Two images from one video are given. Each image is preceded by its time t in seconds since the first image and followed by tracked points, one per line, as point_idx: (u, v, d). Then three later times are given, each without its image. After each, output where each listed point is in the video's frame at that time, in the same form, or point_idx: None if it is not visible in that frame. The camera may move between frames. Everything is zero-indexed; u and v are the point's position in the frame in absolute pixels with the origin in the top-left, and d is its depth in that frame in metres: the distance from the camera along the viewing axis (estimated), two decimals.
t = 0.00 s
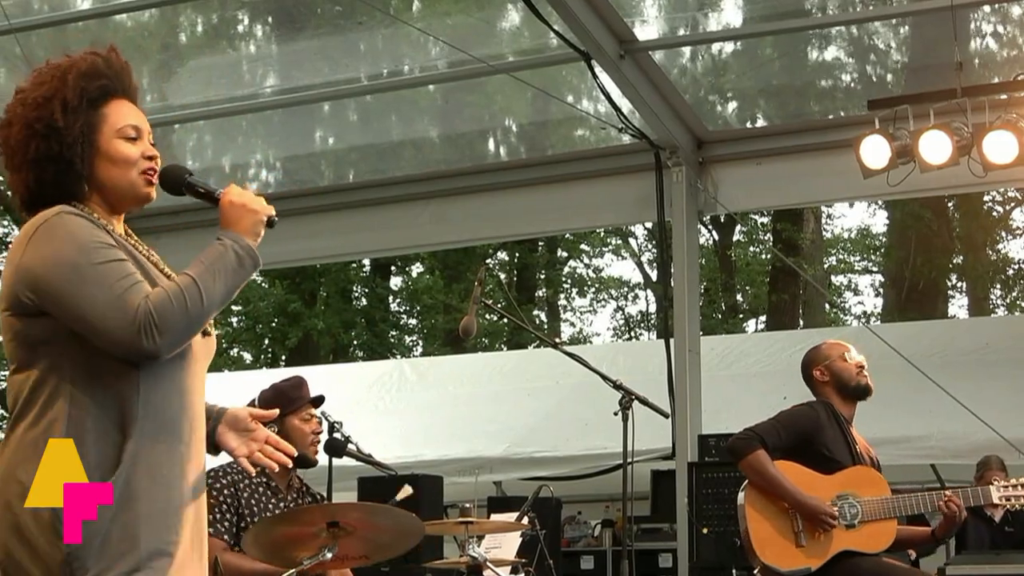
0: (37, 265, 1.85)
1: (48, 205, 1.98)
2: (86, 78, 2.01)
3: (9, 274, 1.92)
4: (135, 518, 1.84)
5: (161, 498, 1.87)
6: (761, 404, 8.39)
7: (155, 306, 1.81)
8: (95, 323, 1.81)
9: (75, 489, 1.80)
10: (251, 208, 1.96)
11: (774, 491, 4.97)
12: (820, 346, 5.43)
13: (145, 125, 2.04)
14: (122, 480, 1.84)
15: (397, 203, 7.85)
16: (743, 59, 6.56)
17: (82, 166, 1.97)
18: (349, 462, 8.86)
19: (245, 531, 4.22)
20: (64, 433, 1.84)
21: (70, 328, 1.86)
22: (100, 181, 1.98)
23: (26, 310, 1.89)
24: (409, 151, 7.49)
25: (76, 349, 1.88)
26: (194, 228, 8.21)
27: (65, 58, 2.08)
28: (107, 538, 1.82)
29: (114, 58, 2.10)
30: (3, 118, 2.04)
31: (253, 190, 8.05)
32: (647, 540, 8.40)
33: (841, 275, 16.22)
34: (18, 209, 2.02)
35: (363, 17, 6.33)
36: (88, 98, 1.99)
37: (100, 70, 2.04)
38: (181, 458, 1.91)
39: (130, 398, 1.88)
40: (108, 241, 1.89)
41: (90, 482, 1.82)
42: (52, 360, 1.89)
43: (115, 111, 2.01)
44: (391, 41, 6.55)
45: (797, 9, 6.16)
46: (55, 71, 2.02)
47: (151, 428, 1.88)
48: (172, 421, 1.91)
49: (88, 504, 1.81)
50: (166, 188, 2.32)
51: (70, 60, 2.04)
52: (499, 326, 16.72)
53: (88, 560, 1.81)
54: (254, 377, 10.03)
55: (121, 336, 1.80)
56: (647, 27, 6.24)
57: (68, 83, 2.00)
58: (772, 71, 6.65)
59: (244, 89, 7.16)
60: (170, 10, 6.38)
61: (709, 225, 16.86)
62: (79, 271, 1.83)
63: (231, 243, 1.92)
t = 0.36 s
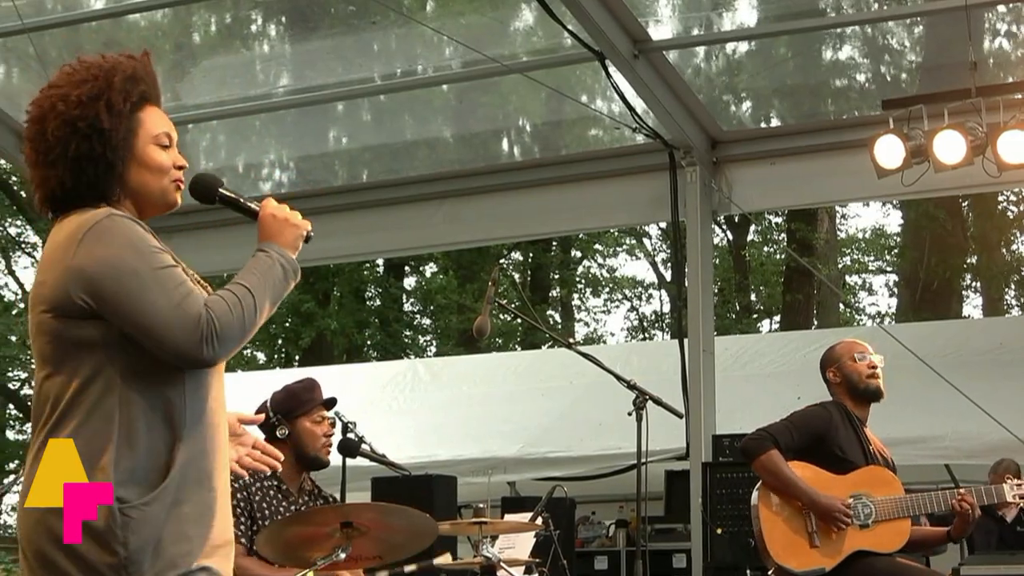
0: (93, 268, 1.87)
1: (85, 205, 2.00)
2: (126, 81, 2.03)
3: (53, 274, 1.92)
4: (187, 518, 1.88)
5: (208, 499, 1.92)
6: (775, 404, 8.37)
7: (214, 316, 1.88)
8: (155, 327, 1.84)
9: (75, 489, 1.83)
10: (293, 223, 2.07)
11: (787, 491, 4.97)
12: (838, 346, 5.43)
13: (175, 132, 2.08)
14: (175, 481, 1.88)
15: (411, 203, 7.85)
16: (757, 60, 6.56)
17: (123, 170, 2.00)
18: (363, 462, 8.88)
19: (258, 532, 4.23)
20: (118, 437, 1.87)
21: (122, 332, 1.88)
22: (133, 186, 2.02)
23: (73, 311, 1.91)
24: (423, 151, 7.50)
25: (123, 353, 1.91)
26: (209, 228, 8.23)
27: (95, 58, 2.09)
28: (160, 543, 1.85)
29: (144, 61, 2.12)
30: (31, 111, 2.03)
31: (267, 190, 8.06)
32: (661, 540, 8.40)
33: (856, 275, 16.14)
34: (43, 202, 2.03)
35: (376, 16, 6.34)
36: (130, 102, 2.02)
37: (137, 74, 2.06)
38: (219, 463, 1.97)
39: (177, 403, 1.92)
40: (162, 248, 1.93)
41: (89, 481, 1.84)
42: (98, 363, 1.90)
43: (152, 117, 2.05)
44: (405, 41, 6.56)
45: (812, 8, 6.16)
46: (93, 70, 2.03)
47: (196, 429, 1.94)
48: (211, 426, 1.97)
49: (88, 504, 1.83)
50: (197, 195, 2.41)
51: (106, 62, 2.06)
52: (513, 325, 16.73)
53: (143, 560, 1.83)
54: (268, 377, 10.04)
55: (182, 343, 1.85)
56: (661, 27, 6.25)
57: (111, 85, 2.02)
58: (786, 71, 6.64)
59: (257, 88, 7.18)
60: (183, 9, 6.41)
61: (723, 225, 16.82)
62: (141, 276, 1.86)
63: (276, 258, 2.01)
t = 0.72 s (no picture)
0: (140, 244, 1.86)
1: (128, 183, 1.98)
2: (185, 69, 2.03)
3: (98, 250, 1.90)
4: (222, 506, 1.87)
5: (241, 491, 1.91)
6: (792, 404, 8.35)
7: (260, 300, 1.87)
8: (205, 307, 1.83)
9: (75, 489, 1.84)
10: (331, 221, 2.08)
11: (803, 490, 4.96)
12: (853, 347, 5.42)
13: (221, 129, 2.07)
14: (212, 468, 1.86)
15: (427, 202, 7.86)
16: (774, 59, 6.56)
17: (172, 155, 1.98)
18: (378, 463, 8.89)
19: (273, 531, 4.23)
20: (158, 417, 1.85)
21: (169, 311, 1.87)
22: (173, 173, 1.99)
23: (117, 287, 1.89)
24: (439, 151, 7.51)
25: (166, 333, 1.89)
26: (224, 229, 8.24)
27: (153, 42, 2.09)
28: (193, 530, 1.83)
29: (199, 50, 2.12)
30: (83, 83, 2.02)
31: (282, 189, 8.07)
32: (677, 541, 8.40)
33: (872, 275, 16.08)
34: (81, 175, 2.00)
35: (393, 16, 6.34)
36: (186, 90, 2.01)
37: (195, 63, 2.06)
38: (254, 454, 1.97)
39: (215, 390, 1.92)
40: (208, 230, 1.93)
41: (88, 481, 1.84)
42: (141, 341, 1.89)
43: (204, 107, 2.04)
44: (420, 40, 6.57)
45: (829, 8, 6.15)
46: (151, 53, 2.03)
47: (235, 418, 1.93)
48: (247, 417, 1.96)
49: (88, 504, 1.83)
50: (233, 191, 2.43)
51: (165, 46, 2.05)
52: (529, 326, 16.73)
53: (175, 545, 1.81)
54: (284, 377, 10.07)
55: (229, 325, 1.84)
56: (677, 27, 6.24)
57: (170, 70, 2.01)
58: (802, 70, 6.63)
59: (273, 87, 7.20)
60: (198, 9, 6.44)
61: (739, 225, 16.79)
62: (190, 253, 1.85)
63: (317, 252, 2.02)
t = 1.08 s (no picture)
0: (168, 228, 1.88)
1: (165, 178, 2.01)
2: (229, 68, 2.04)
3: (128, 233, 1.93)
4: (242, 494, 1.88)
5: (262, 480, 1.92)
6: (810, 404, 8.35)
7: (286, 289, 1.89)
8: (230, 292, 1.85)
9: (76, 490, 1.87)
10: (365, 220, 2.10)
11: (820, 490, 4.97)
12: (872, 347, 5.41)
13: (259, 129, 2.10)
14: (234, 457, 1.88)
15: (444, 203, 7.87)
16: (791, 60, 6.57)
17: (209, 154, 2.02)
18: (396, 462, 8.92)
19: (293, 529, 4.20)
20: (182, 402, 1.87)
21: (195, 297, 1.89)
22: (209, 172, 2.03)
23: (145, 271, 1.91)
24: (456, 151, 7.53)
25: (191, 319, 1.91)
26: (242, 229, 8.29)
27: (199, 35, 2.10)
28: (209, 520, 1.84)
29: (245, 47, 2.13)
30: (126, 73, 2.03)
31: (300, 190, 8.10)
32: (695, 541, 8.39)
33: (889, 274, 15.98)
34: (118, 167, 2.03)
35: (410, 16, 6.37)
36: (228, 90, 2.03)
37: (240, 62, 2.07)
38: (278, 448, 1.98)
39: (241, 381, 1.93)
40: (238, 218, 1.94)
41: (88, 482, 1.88)
42: (167, 326, 1.91)
43: (246, 107, 2.06)
44: (438, 40, 6.60)
45: (846, 8, 6.16)
46: (195, 49, 2.04)
47: (260, 407, 1.94)
48: (273, 408, 1.97)
49: (88, 504, 1.87)
50: (266, 190, 2.47)
51: (213, 42, 2.06)
52: (546, 326, 16.74)
53: (194, 535, 1.82)
54: (301, 377, 10.10)
55: (253, 310, 1.86)
56: (695, 27, 6.25)
57: (214, 68, 2.03)
58: (821, 70, 6.64)
59: (290, 87, 7.23)
60: (216, 7, 6.47)
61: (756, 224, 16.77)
62: (216, 239, 1.87)
63: (349, 248, 2.04)
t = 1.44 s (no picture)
0: (182, 240, 1.85)
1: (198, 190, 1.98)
2: (270, 82, 1.99)
3: (149, 247, 1.91)
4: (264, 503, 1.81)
5: (288, 491, 1.84)
6: (830, 404, 8.34)
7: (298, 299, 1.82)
8: (235, 305, 1.80)
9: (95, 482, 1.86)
10: (399, 239, 2.00)
11: (840, 489, 4.98)
12: (893, 347, 5.42)
13: (304, 140, 2.04)
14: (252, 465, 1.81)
15: (464, 202, 7.88)
16: (810, 59, 6.57)
17: (244, 170, 1.97)
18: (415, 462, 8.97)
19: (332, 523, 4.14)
20: (195, 415, 1.82)
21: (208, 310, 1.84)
22: (250, 186, 1.98)
23: (162, 285, 1.88)
24: (475, 150, 7.55)
25: (208, 332, 1.86)
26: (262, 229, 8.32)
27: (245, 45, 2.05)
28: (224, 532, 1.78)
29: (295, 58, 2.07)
30: (168, 85, 2.00)
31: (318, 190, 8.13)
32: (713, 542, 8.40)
33: (908, 275, 15.98)
34: (161, 179, 2.00)
35: (428, 15, 6.40)
36: (268, 105, 1.97)
37: (284, 75, 2.01)
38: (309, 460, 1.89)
39: (262, 393, 1.86)
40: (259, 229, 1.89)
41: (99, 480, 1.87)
42: (184, 339, 1.87)
43: (287, 122, 2.00)
44: (456, 40, 6.63)
45: (866, 7, 6.16)
46: (238, 60, 1.99)
47: (284, 415, 1.87)
48: (304, 419, 1.89)
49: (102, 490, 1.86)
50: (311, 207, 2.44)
51: (257, 53, 2.01)
52: (565, 326, 16.74)
53: (205, 547, 1.77)
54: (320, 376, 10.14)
55: (258, 323, 1.79)
56: (714, 27, 6.26)
57: (254, 80, 1.97)
58: (840, 70, 6.63)
59: (309, 87, 7.25)
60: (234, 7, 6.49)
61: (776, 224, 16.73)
62: (227, 249, 1.82)
63: (376, 265, 1.94)
